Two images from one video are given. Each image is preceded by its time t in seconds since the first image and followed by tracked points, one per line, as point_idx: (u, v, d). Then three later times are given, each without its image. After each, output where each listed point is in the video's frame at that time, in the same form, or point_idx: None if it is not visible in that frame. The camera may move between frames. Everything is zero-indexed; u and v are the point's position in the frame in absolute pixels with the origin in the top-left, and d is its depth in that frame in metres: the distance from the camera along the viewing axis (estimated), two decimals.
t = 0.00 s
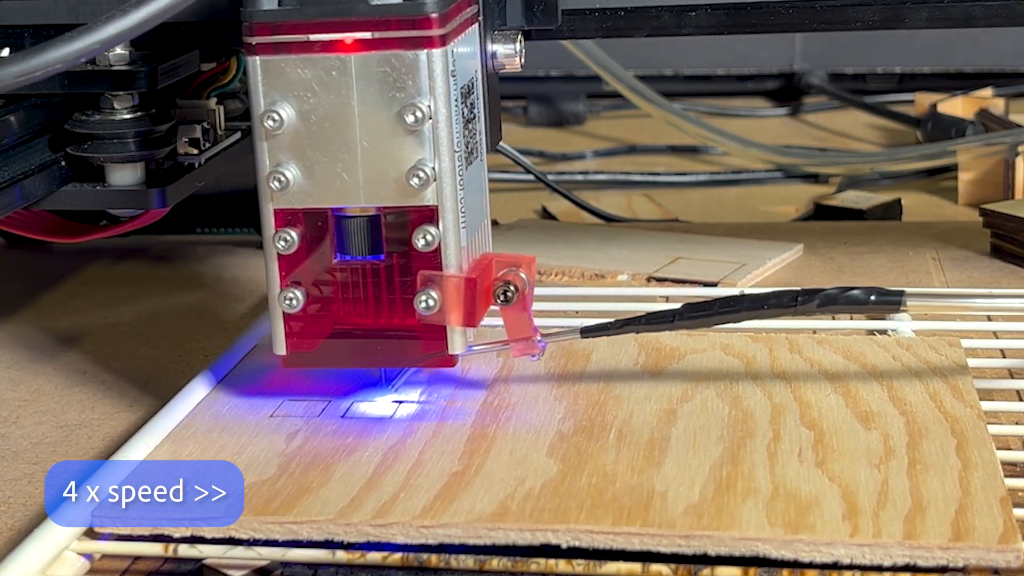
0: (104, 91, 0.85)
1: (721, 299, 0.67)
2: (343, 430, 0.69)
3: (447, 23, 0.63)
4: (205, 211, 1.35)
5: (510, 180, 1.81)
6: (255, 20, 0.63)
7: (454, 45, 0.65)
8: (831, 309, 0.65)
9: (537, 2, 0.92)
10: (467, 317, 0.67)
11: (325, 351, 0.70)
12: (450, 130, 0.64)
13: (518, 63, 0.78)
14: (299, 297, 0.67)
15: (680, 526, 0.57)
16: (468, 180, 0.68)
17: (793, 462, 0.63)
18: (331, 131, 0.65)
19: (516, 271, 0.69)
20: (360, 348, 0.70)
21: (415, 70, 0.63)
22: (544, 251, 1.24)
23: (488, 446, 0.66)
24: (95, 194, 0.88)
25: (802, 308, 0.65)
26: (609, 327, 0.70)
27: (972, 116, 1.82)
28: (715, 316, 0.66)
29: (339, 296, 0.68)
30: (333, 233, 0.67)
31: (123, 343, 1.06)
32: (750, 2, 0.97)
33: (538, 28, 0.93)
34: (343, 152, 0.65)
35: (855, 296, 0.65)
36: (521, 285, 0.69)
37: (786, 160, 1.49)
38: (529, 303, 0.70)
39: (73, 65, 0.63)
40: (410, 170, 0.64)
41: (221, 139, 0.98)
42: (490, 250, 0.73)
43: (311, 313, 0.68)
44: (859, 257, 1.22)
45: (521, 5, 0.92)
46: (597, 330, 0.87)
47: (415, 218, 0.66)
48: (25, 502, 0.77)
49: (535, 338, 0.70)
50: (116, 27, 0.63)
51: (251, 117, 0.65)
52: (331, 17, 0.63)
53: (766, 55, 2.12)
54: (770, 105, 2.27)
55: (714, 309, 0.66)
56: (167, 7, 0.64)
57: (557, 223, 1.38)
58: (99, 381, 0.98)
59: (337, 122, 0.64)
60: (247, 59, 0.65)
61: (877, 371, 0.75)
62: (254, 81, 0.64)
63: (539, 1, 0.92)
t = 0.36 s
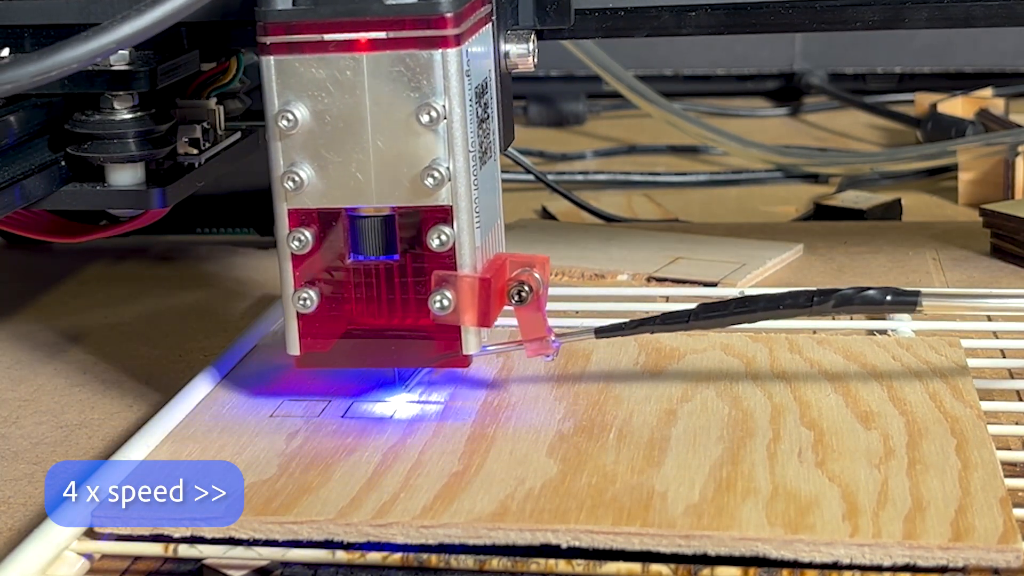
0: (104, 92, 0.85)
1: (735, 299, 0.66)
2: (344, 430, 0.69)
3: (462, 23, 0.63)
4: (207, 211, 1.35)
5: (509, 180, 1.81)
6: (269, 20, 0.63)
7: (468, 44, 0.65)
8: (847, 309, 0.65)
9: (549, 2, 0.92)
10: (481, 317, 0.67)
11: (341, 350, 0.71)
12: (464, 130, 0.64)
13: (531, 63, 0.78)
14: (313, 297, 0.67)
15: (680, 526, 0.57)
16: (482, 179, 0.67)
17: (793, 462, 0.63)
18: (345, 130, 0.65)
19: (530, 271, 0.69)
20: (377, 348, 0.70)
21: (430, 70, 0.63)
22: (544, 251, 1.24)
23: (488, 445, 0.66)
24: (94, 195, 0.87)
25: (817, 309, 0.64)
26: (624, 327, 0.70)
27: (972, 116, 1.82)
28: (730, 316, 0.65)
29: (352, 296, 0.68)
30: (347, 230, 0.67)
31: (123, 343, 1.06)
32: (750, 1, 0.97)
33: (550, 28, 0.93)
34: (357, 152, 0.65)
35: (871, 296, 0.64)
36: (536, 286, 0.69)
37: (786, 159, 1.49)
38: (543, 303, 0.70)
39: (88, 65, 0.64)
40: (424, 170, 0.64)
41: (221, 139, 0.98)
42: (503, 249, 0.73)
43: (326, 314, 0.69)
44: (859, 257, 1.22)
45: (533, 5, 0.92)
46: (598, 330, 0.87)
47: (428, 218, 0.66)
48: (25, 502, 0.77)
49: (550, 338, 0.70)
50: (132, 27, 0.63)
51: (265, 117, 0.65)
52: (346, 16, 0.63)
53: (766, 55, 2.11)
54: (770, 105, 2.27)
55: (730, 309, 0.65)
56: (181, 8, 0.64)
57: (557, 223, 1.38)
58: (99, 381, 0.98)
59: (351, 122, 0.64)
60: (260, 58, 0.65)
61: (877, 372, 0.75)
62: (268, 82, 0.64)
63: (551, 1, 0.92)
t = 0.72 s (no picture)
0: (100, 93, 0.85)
1: (736, 302, 0.66)
2: (343, 431, 0.69)
3: (462, 24, 0.63)
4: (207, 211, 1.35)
5: (509, 180, 1.81)
6: (269, 22, 0.63)
7: (468, 45, 0.65)
8: (850, 312, 0.63)
9: (551, 2, 0.92)
10: (482, 321, 0.67)
11: (340, 353, 0.70)
12: (465, 132, 0.64)
13: (531, 64, 0.78)
14: (312, 300, 0.67)
15: (680, 526, 0.57)
16: (483, 181, 0.67)
17: (793, 462, 0.63)
18: (345, 132, 0.64)
19: (531, 274, 0.69)
20: (376, 352, 0.70)
21: (431, 71, 0.63)
22: (543, 251, 1.24)
23: (487, 446, 0.66)
24: (89, 197, 0.87)
25: (820, 313, 0.64)
26: (626, 330, 0.70)
27: (972, 116, 1.82)
28: (732, 320, 0.65)
29: (351, 299, 0.68)
30: (345, 232, 0.67)
31: (122, 343, 1.06)
32: (750, 3, 0.97)
33: (551, 29, 0.93)
34: (357, 154, 0.65)
35: (875, 298, 0.63)
36: (537, 289, 0.68)
37: (786, 160, 1.49)
38: (544, 306, 0.69)
39: (86, 66, 0.63)
40: (425, 173, 0.64)
41: (217, 141, 0.98)
42: (503, 251, 0.73)
43: (324, 318, 0.69)
44: (859, 257, 1.22)
45: (534, 6, 0.92)
46: (598, 330, 0.87)
47: (429, 221, 0.66)
48: (25, 501, 0.77)
49: (551, 342, 0.70)
50: (130, 27, 0.63)
51: (265, 119, 0.65)
52: (346, 18, 0.63)
53: (766, 56, 2.13)
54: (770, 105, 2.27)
55: (731, 314, 0.65)
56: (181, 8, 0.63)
57: (557, 223, 1.38)
58: (99, 381, 0.98)
59: (351, 124, 0.64)
60: (259, 59, 0.65)
61: (877, 372, 0.75)
62: (267, 83, 0.64)
63: (552, 2, 0.92)
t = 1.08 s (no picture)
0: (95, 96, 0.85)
1: (736, 306, 0.66)
2: (343, 431, 0.69)
3: (460, 26, 0.63)
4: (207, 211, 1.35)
5: (510, 180, 1.81)
6: (265, 24, 0.63)
7: (466, 47, 0.64)
8: (850, 316, 0.64)
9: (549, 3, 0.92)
10: (480, 325, 0.66)
11: (336, 359, 0.70)
12: (463, 134, 0.64)
13: (530, 66, 0.78)
14: (308, 304, 0.67)
15: (680, 526, 0.57)
16: (481, 184, 0.67)
17: (793, 462, 0.63)
18: (341, 135, 0.64)
19: (529, 278, 0.69)
20: (373, 359, 0.70)
21: (428, 73, 0.63)
22: (544, 251, 1.24)
23: (487, 446, 0.66)
24: (84, 199, 0.87)
25: (821, 316, 0.64)
26: (625, 333, 0.69)
27: (972, 116, 1.82)
28: (731, 324, 0.65)
29: (347, 305, 0.68)
30: (342, 236, 0.67)
31: (122, 343, 1.06)
32: (750, 4, 0.97)
33: (549, 31, 0.93)
34: (353, 157, 0.65)
35: (875, 303, 0.63)
36: (535, 293, 0.68)
37: (787, 159, 1.49)
38: (542, 310, 0.69)
39: (81, 68, 0.64)
40: (421, 176, 0.64)
41: (216, 142, 0.99)
42: (502, 255, 0.73)
43: (321, 321, 0.69)
44: (859, 257, 1.22)
45: (533, 7, 0.92)
46: (598, 330, 0.87)
47: (425, 224, 0.66)
48: (25, 502, 0.77)
49: (548, 347, 0.70)
50: (125, 30, 0.62)
51: (261, 121, 0.65)
52: (343, 20, 0.63)
53: (766, 57, 2.19)
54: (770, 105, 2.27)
55: (731, 317, 0.65)
56: (180, 8, 0.63)
57: (558, 223, 1.38)
58: (99, 381, 0.98)
59: (348, 126, 0.64)
60: (256, 61, 0.65)
61: (877, 372, 0.75)
62: (264, 85, 0.64)
63: (551, 3, 0.91)
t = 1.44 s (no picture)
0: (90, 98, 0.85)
1: (736, 310, 0.66)
2: (343, 431, 0.69)
3: (456, 28, 0.63)
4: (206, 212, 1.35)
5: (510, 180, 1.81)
6: (260, 25, 0.63)
7: (463, 49, 0.64)
8: (851, 321, 0.64)
9: (547, 5, 0.92)
10: (477, 329, 0.66)
11: (331, 367, 0.71)
12: (459, 137, 0.64)
13: (528, 68, 0.78)
14: (304, 308, 0.67)
15: (680, 526, 0.57)
16: (478, 187, 0.67)
17: (793, 462, 0.63)
18: (338, 138, 0.64)
19: (527, 282, 0.69)
20: (370, 365, 0.70)
21: (424, 76, 0.63)
22: (544, 251, 1.24)
23: (487, 446, 0.66)
24: (79, 202, 0.88)
25: (821, 321, 0.63)
26: (624, 338, 0.69)
27: (972, 116, 1.82)
28: (730, 329, 0.65)
29: (343, 310, 0.68)
30: (338, 239, 0.67)
31: (122, 343, 1.06)
32: (749, 6, 0.97)
33: (547, 32, 0.93)
34: (350, 160, 0.64)
35: (875, 308, 0.63)
36: (532, 296, 0.68)
37: (786, 160, 1.49)
38: (540, 314, 0.69)
39: (74, 71, 0.64)
40: (418, 179, 0.64)
41: (211, 145, 0.98)
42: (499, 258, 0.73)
43: (316, 326, 0.69)
44: (859, 257, 1.22)
45: (531, 8, 0.92)
46: (598, 331, 0.87)
47: (423, 228, 0.65)
48: (25, 502, 0.77)
49: (547, 351, 0.69)
50: (118, 32, 0.62)
51: (256, 124, 0.65)
52: (338, 22, 0.62)
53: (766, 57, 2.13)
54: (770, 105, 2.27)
55: (731, 322, 0.65)
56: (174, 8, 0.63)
57: (558, 223, 1.38)
58: (99, 381, 0.98)
59: (344, 129, 0.64)
60: (251, 63, 0.65)
61: (877, 372, 0.75)
62: (259, 87, 0.64)
63: (548, 5, 0.92)
